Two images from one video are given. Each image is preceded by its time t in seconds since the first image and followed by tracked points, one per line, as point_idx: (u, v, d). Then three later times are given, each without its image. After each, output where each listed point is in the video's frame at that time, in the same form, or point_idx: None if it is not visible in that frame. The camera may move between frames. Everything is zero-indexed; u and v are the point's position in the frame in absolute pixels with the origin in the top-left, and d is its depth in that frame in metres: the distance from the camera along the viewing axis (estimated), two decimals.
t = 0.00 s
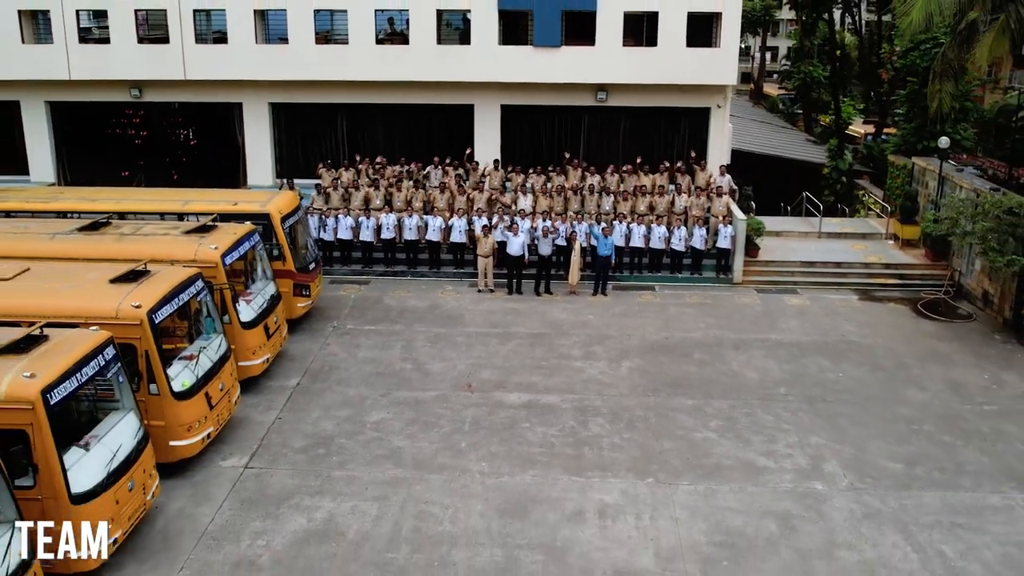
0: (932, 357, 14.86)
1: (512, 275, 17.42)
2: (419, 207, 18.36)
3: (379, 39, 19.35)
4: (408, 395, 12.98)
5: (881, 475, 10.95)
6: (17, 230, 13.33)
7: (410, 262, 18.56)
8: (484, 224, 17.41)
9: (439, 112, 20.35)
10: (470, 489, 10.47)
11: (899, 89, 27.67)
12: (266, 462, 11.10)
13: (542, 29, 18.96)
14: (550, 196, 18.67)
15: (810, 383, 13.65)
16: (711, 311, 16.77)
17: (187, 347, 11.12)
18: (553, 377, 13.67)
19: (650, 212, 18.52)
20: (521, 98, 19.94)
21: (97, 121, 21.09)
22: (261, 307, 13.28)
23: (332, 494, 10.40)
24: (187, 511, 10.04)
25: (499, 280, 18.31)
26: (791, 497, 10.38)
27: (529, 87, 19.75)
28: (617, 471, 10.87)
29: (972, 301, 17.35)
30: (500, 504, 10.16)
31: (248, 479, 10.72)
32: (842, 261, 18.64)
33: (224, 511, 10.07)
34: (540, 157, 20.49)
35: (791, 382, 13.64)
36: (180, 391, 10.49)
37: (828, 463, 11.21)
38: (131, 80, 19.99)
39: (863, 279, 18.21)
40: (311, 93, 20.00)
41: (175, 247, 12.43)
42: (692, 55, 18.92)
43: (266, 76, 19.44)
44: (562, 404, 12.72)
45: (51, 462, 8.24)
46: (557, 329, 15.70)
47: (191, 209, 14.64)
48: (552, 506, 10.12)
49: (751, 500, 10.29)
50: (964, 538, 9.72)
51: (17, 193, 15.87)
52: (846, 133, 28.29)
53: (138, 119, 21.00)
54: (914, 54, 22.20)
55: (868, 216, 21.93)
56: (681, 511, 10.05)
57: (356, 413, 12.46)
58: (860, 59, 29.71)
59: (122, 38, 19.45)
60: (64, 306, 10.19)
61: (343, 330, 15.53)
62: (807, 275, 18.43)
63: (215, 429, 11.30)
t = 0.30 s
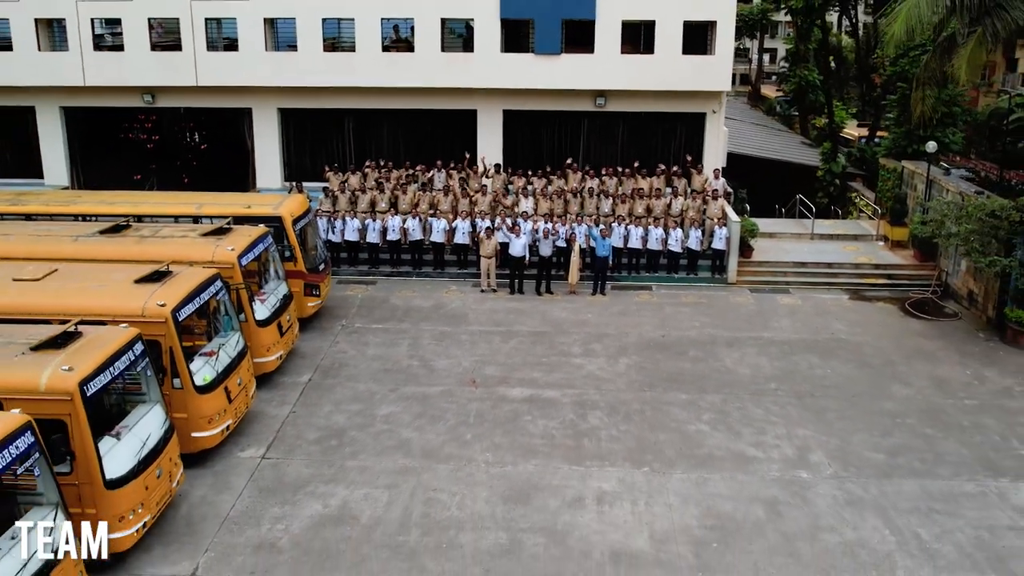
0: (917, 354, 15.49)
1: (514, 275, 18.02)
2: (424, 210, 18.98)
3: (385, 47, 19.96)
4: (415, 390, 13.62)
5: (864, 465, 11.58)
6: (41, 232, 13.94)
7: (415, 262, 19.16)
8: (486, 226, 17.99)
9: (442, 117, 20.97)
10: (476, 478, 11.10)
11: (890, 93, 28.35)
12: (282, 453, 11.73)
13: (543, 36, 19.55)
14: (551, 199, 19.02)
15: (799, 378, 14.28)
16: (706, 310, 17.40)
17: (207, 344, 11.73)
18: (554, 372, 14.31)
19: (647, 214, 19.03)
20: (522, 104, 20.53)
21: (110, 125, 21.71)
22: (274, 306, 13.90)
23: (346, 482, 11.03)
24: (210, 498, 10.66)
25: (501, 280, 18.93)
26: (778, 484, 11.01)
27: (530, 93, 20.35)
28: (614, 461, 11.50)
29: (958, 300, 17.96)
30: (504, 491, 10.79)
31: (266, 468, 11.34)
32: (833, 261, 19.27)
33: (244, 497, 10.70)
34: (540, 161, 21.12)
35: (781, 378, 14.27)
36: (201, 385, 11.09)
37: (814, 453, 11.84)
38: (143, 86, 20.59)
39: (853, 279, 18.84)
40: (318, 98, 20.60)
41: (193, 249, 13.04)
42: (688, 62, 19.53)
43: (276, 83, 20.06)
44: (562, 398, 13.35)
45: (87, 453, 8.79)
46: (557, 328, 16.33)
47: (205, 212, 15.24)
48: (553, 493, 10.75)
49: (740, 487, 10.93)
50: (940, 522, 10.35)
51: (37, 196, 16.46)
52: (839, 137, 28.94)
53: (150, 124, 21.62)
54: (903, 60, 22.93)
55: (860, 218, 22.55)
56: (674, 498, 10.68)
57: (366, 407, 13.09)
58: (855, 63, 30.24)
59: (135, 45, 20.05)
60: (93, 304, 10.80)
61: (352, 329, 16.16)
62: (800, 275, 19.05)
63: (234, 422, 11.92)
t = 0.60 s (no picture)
0: (903, 352, 16.13)
1: (517, 276, 18.68)
2: (429, 213, 19.63)
3: (391, 55, 20.60)
4: (422, 387, 14.26)
5: (849, 456, 12.23)
6: (64, 236, 14.55)
7: (420, 263, 19.81)
8: (489, 228, 18.64)
9: (446, 123, 21.62)
10: (481, 468, 11.74)
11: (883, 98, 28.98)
12: (297, 445, 12.37)
13: (544, 44, 20.18)
14: (552, 202, 19.69)
15: (789, 375, 14.92)
16: (701, 310, 18.03)
17: (226, 342, 12.36)
18: (555, 370, 14.94)
19: (645, 217, 19.66)
20: (524, 110, 21.17)
21: (124, 131, 22.38)
22: (288, 306, 14.54)
23: (358, 473, 11.67)
24: (230, 487, 11.29)
25: (504, 281, 19.59)
26: (767, 475, 11.66)
27: (532, 100, 20.97)
28: (612, 453, 12.14)
29: (945, 300, 18.61)
30: (508, 481, 11.43)
31: (282, 460, 11.98)
32: (824, 262, 19.91)
33: (263, 487, 11.34)
34: (541, 166, 21.76)
35: (772, 375, 14.92)
36: (222, 381, 11.73)
37: (802, 446, 12.48)
38: (156, 93, 21.21)
39: (844, 280, 19.48)
40: (325, 105, 21.23)
41: (211, 252, 13.67)
42: (685, 71, 20.17)
43: (285, 90, 20.69)
44: (563, 394, 13.99)
45: (120, 445, 9.45)
46: (558, 327, 16.97)
47: (220, 216, 15.87)
48: (554, 482, 11.39)
49: (731, 478, 11.56)
50: (919, 510, 10.99)
51: (56, 199, 17.08)
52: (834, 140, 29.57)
53: (163, 129, 22.29)
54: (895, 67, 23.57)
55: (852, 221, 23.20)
56: (668, 487, 11.32)
57: (376, 402, 13.73)
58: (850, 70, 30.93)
59: (149, 54, 20.68)
60: (120, 304, 11.42)
61: (360, 328, 16.79)
62: (792, 276, 19.70)
63: (251, 416, 12.56)
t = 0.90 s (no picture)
0: (890, 351, 16.80)
1: (518, 278, 19.31)
2: (434, 217, 20.29)
3: (396, 63, 21.26)
4: (429, 384, 14.93)
5: (834, 450, 12.90)
6: (86, 240, 15.23)
7: (425, 265, 20.41)
8: (493, 231, 19.30)
9: (450, 129, 22.30)
10: (486, 461, 12.41)
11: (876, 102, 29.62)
12: (311, 439, 13.04)
13: (545, 54, 20.83)
14: (552, 206, 20.40)
15: (780, 373, 15.59)
16: (697, 310, 18.70)
17: (244, 341, 13.03)
18: (556, 368, 15.62)
19: (643, 221, 20.34)
20: (526, 117, 21.84)
21: (137, 137, 23.11)
22: (300, 306, 15.21)
23: (370, 465, 12.35)
24: (250, 478, 11.96)
25: (506, 283, 20.22)
26: (757, 467, 12.33)
27: (533, 107, 21.62)
28: (610, 447, 12.82)
29: (932, 301, 19.28)
30: (511, 473, 12.11)
31: (298, 453, 12.65)
32: (817, 264, 20.56)
33: (280, 478, 12.02)
34: (543, 171, 22.46)
35: (763, 373, 15.59)
36: (241, 379, 12.40)
37: (790, 440, 13.15)
38: (169, 100, 21.87)
39: (836, 282, 20.14)
40: (334, 111, 21.90)
41: (228, 255, 14.34)
42: (680, 80, 20.83)
43: (294, 97, 21.36)
44: (563, 391, 14.66)
45: (149, 439, 10.11)
46: (559, 327, 17.64)
47: (234, 220, 16.55)
48: (555, 474, 12.06)
49: (723, 470, 12.23)
50: (899, 501, 11.66)
51: (76, 204, 17.73)
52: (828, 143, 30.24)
53: (175, 135, 23.05)
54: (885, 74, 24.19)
55: (845, 223, 23.89)
56: (663, 478, 12.00)
57: (385, 399, 14.40)
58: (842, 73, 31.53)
59: (162, 62, 21.35)
60: (145, 306, 12.10)
61: (368, 328, 17.46)
62: (786, 278, 20.35)
63: (267, 411, 13.24)
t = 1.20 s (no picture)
0: (878, 350, 17.49)
1: (520, 279, 19.97)
2: (439, 221, 20.95)
3: (402, 71, 21.94)
4: (435, 381, 15.62)
5: (821, 444, 13.59)
6: (107, 243, 15.92)
7: (430, 267, 21.10)
8: (496, 234, 19.96)
9: (454, 134, 23.00)
10: (491, 454, 13.11)
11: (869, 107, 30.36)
12: (324, 434, 13.74)
13: (546, 63, 21.53)
14: (552, 210, 21.11)
15: (771, 371, 16.28)
16: (693, 310, 19.39)
17: (260, 341, 13.71)
18: (557, 366, 16.31)
19: (640, 225, 21.02)
20: (527, 123, 22.54)
21: (150, 142, 23.80)
22: (312, 307, 15.88)
23: (380, 458, 13.04)
24: (267, 470, 12.65)
25: (508, 284, 20.89)
26: (747, 460, 13.02)
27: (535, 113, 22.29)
28: (608, 441, 13.52)
29: (920, 302, 19.97)
30: (514, 465, 12.80)
31: (312, 447, 13.34)
32: (809, 266, 21.26)
33: (296, 470, 12.71)
34: (545, 176, 23.11)
35: (755, 371, 16.27)
36: (258, 376, 13.08)
37: (779, 434, 13.84)
38: (181, 106, 22.56)
39: (827, 283, 20.84)
40: (341, 118, 22.59)
41: (244, 259, 15.03)
42: (677, 89, 21.51)
43: (303, 103, 22.06)
44: (564, 388, 15.36)
45: (176, 432, 10.78)
46: (559, 327, 18.33)
47: (248, 224, 17.24)
48: (556, 466, 12.76)
49: (715, 463, 12.92)
50: (881, 491, 12.34)
51: (95, 209, 18.41)
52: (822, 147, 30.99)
53: (188, 140, 23.63)
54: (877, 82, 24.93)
55: (837, 225, 24.51)
56: (657, 471, 12.69)
57: (393, 395, 15.09)
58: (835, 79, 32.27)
59: (176, 70, 22.07)
60: (168, 307, 12.78)
61: (376, 327, 18.15)
62: (779, 279, 21.03)
63: (283, 407, 13.92)
